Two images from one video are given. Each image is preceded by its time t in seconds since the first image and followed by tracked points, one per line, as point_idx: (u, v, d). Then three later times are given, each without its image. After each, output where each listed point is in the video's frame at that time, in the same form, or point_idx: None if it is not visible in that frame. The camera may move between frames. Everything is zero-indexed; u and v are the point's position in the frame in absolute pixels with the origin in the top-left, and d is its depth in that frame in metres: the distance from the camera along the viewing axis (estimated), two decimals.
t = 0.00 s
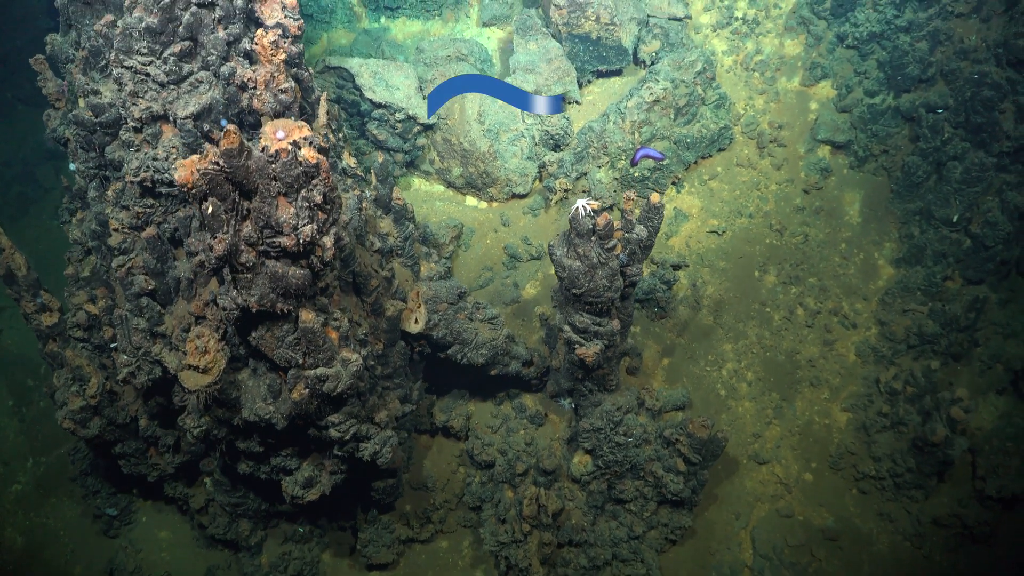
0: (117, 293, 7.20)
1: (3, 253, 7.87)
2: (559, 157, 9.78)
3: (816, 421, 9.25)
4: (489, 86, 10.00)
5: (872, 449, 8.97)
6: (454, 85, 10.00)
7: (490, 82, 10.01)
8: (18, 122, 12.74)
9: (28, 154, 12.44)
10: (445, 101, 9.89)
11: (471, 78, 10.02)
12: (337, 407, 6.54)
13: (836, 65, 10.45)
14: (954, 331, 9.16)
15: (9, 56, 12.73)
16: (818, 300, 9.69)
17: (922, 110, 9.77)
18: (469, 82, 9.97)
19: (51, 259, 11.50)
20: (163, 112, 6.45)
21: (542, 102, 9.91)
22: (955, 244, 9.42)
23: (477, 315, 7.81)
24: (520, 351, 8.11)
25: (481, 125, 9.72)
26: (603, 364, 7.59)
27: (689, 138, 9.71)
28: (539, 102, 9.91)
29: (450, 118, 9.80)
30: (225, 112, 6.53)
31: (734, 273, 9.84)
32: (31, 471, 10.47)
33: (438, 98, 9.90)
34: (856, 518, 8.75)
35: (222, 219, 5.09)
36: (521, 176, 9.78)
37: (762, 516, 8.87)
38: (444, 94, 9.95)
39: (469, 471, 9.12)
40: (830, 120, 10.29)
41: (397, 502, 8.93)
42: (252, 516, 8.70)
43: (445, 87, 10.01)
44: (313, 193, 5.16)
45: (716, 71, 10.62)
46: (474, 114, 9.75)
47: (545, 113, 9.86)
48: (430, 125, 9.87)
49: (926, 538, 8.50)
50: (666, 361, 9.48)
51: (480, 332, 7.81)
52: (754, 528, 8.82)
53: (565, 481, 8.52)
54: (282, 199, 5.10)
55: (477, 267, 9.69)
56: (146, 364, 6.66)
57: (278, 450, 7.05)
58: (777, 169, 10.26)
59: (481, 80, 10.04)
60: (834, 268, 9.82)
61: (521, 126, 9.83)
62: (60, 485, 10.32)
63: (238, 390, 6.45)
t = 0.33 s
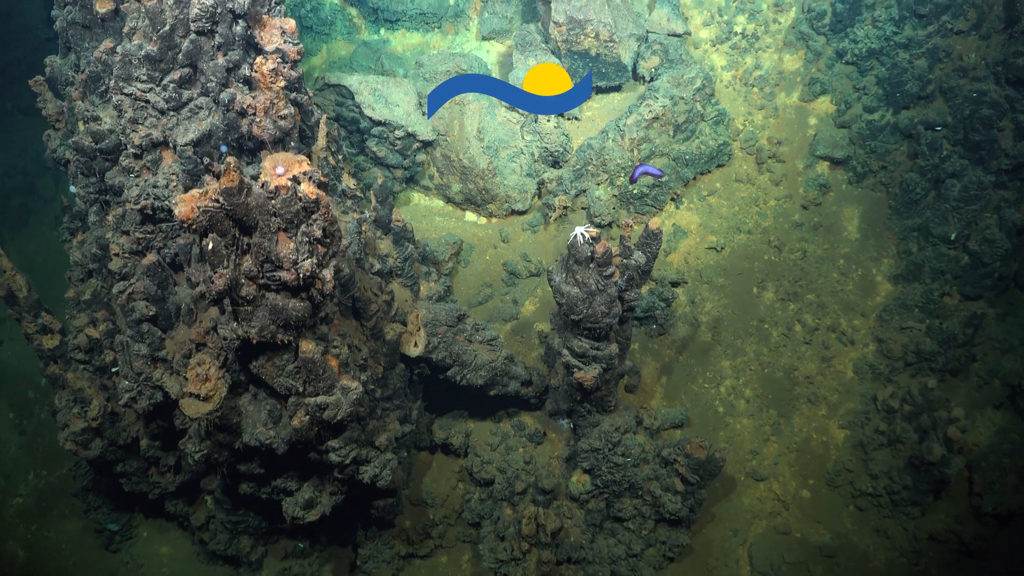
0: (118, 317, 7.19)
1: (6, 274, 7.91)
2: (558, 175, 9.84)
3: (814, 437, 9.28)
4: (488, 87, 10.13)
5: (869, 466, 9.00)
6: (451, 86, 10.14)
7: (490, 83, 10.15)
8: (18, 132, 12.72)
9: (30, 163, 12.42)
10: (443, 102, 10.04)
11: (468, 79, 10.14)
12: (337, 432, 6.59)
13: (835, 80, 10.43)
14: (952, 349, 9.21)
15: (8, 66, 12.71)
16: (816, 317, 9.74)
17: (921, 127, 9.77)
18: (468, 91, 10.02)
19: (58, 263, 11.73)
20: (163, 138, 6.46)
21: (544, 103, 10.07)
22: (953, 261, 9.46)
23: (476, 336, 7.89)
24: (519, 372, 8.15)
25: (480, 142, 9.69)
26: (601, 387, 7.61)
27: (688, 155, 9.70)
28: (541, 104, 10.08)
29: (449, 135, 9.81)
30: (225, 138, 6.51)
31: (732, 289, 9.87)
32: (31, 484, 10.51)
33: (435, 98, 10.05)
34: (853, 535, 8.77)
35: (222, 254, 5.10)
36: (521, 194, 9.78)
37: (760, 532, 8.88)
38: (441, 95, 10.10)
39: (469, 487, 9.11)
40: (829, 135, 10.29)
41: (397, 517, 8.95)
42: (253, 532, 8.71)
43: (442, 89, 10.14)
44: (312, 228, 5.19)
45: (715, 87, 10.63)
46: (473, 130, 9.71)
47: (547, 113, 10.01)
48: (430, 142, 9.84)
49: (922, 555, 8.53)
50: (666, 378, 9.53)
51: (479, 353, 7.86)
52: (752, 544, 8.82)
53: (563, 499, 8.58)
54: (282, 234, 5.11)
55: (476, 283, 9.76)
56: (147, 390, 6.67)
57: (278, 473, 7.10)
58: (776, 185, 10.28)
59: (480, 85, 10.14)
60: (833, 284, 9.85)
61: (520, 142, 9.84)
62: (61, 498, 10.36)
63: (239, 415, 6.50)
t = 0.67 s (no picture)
0: (120, 342, 7.21)
1: (8, 298, 7.91)
2: (558, 193, 9.86)
3: (813, 453, 9.32)
4: (491, 88, 10.75)
5: (868, 483, 9.04)
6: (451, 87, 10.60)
7: (492, 84, 10.73)
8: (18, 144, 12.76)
9: (32, 174, 12.52)
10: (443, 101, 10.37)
11: (470, 80, 10.68)
12: (339, 457, 6.64)
13: (834, 96, 10.43)
14: (950, 366, 9.23)
15: (9, 76, 12.70)
16: (816, 333, 9.76)
17: (921, 144, 9.76)
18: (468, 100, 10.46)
19: (53, 264, 12.11)
20: (164, 166, 6.48)
21: (544, 101, 10.22)
22: (952, 278, 9.49)
23: (477, 358, 7.90)
24: (519, 393, 8.21)
25: (480, 159, 9.72)
26: (600, 410, 7.66)
27: (687, 171, 9.79)
28: (541, 104, 10.23)
29: (449, 152, 9.83)
30: (226, 164, 6.58)
31: (732, 305, 9.90)
32: (34, 498, 10.57)
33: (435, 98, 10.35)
34: (852, 551, 8.81)
35: (224, 289, 5.14)
36: (521, 211, 9.81)
37: (759, 549, 8.92)
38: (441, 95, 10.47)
39: (470, 504, 9.09)
40: (829, 151, 10.28)
41: (398, 534, 8.92)
42: (255, 548, 8.60)
43: (442, 89, 10.52)
44: (313, 263, 5.21)
45: (715, 102, 10.63)
46: (473, 147, 9.74)
47: (546, 112, 10.16)
48: (430, 159, 9.84)
49: (920, 571, 8.58)
50: (665, 395, 9.57)
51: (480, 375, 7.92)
52: (751, 561, 8.86)
53: (564, 518, 8.63)
54: (284, 270, 5.14)
55: (477, 300, 9.82)
56: (150, 416, 6.73)
57: (280, 495, 7.15)
58: (776, 201, 10.28)
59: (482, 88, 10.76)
60: (832, 300, 9.87)
61: (520, 159, 9.84)
62: (64, 512, 10.44)
63: (241, 441, 6.55)
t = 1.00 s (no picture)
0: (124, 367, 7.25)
1: (12, 320, 7.97)
2: (558, 211, 9.92)
3: (811, 470, 9.36)
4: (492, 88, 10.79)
5: (866, 500, 9.07)
6: (453, 88, 10.88)
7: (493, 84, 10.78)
8: (18, 156, 12.74)
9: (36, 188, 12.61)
10: (441, 101, 10.63)
11: (472, 81, 10.90)
12: (342, 482, 6.69)
13: (835, 111, 10.42)
14: (949, 383, 9.27)
15: (10, 88, 12.59)
16: (815, 350, 9.80)
17: (920, 161, 9.78)
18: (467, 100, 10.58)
19: (54, 271, 12.54)
20: (167, 195, 6.50)
21: (544, 101, 10.12)
22: (951, 295, 9.52)
23: (478, 381, 7.95)
24: (520, 413, 8.26)
25: (480, 177, 9.76)
26: (601, 432, 7.72)
27: (687, 188, 9.86)
28: (541, 104, 10.14)
29: (450, 169, 9.84)
30: (227, 192, 6.64)
31: (732, 323, 9.93)
32: (39, 512, 10.67)
33: (435, 98, 10.62)
34: (850, 568, 8.89)
35: (227, 326, 5.19)
36: (521, 228, 9.87)
37: (759, 566, 8.99)
38: (440, 96, 10.75)
39: (471, 521, 9.05)
40: (828, 167, 10.27)
41: (400, 551, 9.00)
42: (258, 567, 8.69)
43: (442, 90, 10.82)
44: (315, 299, 5.25)
45: (715, 118, 10.63)
46: (474, 165, 9.78)
47: (546, 113, 10.08)
48: (431, 176, 9.86)
49: None
50: (665, 412, 9.60)
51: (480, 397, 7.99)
52: None
53: (564, 536, 8.67)
54: (285, 306, 5.19)
55: (477, 317, 9.88)
56: (154, 441, 6.80)
57: (283, 518, 7.22)
58: (775, 217, 10.29)
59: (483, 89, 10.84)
60: (831, 316, 9.90)
61: (520, 177, 9.85)
62: (69, 525, 10.56)
63: (244, 467, 6.60)
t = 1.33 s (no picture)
0: (127, 391, 7.31)
1: (15, 342, 8.02)
2: (558, 228, 9.98)
3: (808, 487, 9.40)
4: (492, 88, 10.73)
5: (863, 517, 9.12)
6: (453, 88, 11.07)
7: (493, 84, 10.71)
8: (18, 168, 12.77)
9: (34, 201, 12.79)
10: (439, 102, 10.94)
11: (471, 81, 10.89)
12: (343, 508, 6.76)
13: (833, 128, 10.45)
14: (946, 401, 9.31)
15: (9, 99, 12.53)
16: (813, 366, 9.84)
17: (918, 179, 9.81)
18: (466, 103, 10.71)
19: (58, 285, 12.61)
20: (168, 223, 6.52)
21: (544, 101, 10.19)
22: (949, 312, 9.56)
23: (477, 404, 8.00)
24: (519, 434, 8.34)
25: (480, 195, 9.76)
26: (600, 454, 7.82)
27: (687, 206, 9.93)
28: (541, 104, 10.21)
29: (450, 187, 9.88)
30: (228, 221, 6.68)
31: (730, 339, 9.98)
32: (41, 525, 10.76)
33: (434, 98, 10.89)
34: None
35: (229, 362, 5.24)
36: (521, 246, 9.94)
37: None
38: (439, 97, 11.00)
39: (471, 538, 9.13)
40: (827, 184, 10.30)
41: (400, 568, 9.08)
42: None
43: (442, 90, 11.07)
44: (316, 335, 5.36)
45: (715, 135, 10.66)
46: (474, 184, 9.81)
47: (545, 113, 10.14)
48: (431, 194, 9.90)
49: None
50: (663, 430, 9.68)
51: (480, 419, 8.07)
52: None
53: (563, 554, 8.67)
54: (287, 343, 5.25)
55: (477, 334, 9.95)
56: (157, 467, 6.86)
57: (286, 541, 7.31)
58: (774, 233, 10.32)
59: (482, 89, 10.77)
60: (829, 333, 9.95)
61: (520, 196, 9.86)
62: (72, 537, 10.67)
63: (247, 493, 6.68)
